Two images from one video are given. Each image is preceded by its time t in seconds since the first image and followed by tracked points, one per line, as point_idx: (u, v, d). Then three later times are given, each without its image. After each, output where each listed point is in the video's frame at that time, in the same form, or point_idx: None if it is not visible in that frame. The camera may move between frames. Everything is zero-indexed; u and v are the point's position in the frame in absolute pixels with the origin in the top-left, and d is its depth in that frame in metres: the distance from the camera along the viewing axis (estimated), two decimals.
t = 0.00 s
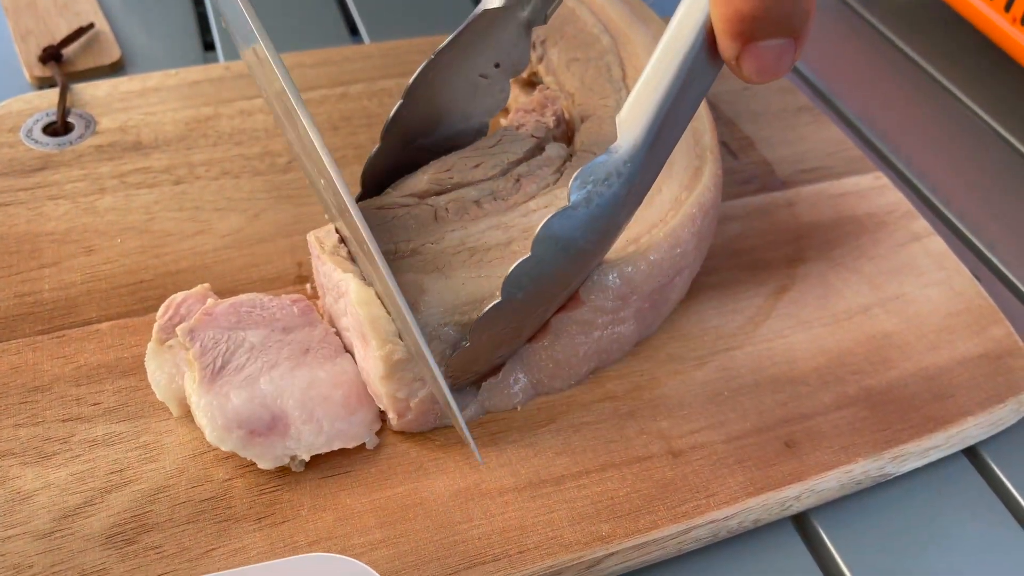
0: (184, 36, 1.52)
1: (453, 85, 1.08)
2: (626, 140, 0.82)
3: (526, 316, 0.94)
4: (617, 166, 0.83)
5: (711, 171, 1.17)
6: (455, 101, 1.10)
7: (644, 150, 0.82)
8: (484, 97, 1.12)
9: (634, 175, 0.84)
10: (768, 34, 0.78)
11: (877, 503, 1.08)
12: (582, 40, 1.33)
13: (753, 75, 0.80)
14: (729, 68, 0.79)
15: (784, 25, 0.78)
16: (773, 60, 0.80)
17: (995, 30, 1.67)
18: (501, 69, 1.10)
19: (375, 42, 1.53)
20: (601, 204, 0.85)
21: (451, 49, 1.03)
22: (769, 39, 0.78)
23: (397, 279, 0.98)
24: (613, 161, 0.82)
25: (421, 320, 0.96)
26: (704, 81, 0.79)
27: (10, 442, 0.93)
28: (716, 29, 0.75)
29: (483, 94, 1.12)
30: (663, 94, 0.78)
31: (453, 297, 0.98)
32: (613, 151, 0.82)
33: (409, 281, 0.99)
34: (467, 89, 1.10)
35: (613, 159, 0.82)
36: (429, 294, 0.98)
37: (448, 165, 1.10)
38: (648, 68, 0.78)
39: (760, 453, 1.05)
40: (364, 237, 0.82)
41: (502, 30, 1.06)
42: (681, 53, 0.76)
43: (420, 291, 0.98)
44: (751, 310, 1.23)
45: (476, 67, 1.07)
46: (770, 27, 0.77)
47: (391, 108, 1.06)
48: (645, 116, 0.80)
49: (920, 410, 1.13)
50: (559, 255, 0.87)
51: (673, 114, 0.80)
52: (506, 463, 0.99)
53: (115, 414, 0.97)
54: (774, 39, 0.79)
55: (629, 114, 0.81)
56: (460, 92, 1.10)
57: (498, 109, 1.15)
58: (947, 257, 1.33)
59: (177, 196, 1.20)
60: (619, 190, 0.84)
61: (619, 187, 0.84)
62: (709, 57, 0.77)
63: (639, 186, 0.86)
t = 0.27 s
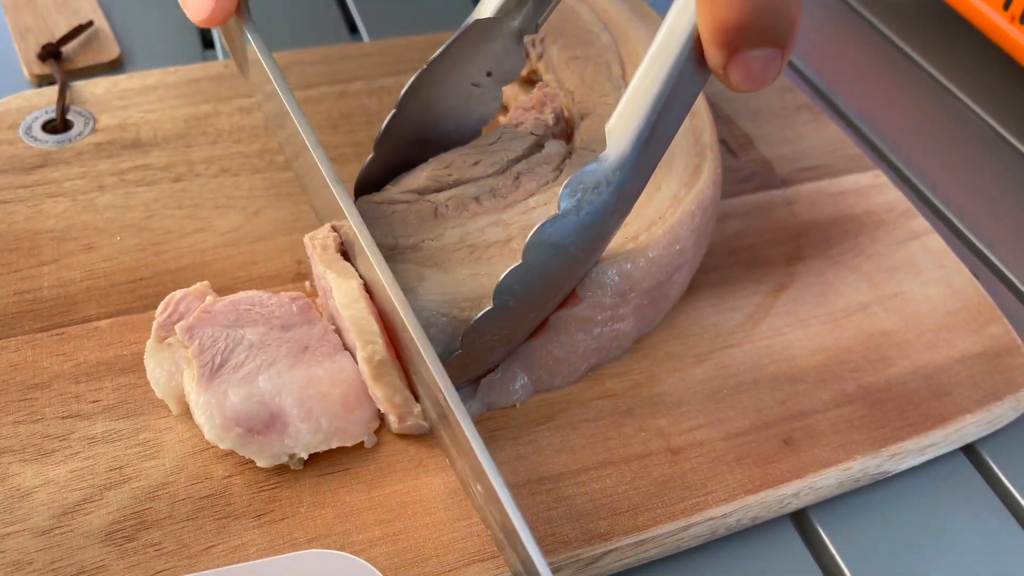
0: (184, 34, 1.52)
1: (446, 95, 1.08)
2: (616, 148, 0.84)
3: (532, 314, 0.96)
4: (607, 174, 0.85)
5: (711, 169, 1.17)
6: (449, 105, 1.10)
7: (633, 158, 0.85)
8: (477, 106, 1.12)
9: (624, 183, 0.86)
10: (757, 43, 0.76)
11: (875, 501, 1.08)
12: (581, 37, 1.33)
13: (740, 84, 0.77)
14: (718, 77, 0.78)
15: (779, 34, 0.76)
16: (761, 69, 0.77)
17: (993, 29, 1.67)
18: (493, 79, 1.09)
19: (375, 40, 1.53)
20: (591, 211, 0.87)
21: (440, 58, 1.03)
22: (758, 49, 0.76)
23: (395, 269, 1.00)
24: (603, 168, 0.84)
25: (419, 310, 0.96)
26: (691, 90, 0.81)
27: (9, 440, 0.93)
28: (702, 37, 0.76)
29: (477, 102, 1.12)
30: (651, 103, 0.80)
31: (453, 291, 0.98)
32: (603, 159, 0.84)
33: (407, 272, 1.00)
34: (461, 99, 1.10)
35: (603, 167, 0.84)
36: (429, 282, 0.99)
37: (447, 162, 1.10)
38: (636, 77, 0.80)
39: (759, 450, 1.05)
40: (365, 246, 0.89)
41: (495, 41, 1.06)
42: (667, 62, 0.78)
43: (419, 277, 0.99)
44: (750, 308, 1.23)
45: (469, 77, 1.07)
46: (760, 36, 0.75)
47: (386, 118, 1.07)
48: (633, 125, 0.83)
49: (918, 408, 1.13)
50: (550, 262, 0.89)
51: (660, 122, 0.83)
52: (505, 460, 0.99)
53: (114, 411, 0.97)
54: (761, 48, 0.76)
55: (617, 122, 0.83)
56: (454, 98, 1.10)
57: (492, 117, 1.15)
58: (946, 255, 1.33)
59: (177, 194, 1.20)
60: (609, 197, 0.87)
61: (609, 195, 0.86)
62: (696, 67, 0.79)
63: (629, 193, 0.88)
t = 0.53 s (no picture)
0: (182, 31, 1.51)
1: (443, 96, 1.09)
2: (612, 151, 0.84)
3: (533, 308, 0.96)
4: (603, 176, 0.85)
5: (710, 165, 1.17)
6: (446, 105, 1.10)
7: (629, 160, 0.85)
8: (473, 107, 1.13)
9: (619, 186, 0.87)
10: (756, 49, 0.76)
11: (873, 498, 1.08)
12: (580, 34, 1.33)
13: (737, 89, 0.79)
14: (715, 80, 0.80)
15: (778, 40, 0.76)
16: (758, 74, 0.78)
17: (993, 26, 1.67)
18: (487, 81, 1.10)
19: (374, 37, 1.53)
20: (587, 213, 0.87)
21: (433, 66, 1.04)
22: (756, 55, 0.76)
23: (395, 258, 0.99)
24: (599, 171, 0.85)
25: (416, 304, 0.96)
26: (686, 93, 0.82)
27: (8, 436, 0.93)
28: (699, 42, 0.77)
29: (472, 104, 1.12)
30: (647, 105, 0.81)
31: (450, 286, 0.98)
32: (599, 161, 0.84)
33: (404, 262, 0.99)
34: (457, 100, 1.11)
35: (599, 169, 0.85)
36: (427, 275, 0.98)
37: (446, 155, 1.11)
38: (632, 79, 0.81)
39: (757, 447, 1.05)
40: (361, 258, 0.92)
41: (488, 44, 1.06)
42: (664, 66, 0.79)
43: (417, 270, 0.99)
44: (748, 305, 1.23)
45: (464, 80, 1.08)
46: (759, 42, 0.75)
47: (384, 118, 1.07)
48: (630, 127, 0.83)
49: (917, 405, 1.13)
50: (546, 263, 0.89)
51: (655, 126, 0.84)
52: (503, 456, 0.99)
53: (113, 408, 0.97)
54: (759, 55, 0.77)
55: (613, 125, 0.84)
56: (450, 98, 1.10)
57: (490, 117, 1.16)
58: (944, 253, 1.34)
59: (175, 190, 1.20)
60: (604, 199, 0.87)
61: (605, 196, 0.87)
62: (691, 70, 0.80)
63: (624, 195, 0.89)
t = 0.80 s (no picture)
0: (181, 27, 1.51)
1: (445, 91, 1.10)
2: (620, 149, 0.83)
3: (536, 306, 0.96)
4: (611, 175, 0.84)
5: (709, 162, 1.17)
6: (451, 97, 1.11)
7: (637, 158, 0.84)
8: (474, 101, 1.14)
9: (624, 186, 0.86)
10: (767, 48, 0.76)
11: (872, 494, 1.08)
12: (579, 30, 1.33)
13: (746, 89, 0.78)
14: (725, 78, 0.79)
15: (790, 40, 0.76)
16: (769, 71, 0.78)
17: (993, 24, 1.67)
18: (490, 77, 1.11)
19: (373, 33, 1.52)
20: (594, 211, 0.86)
21: (439, 59, 1.04)
22: (768, 55, 0.76)
23: (397, 259, 0.97)
24: (607, 169, 0.84)
25: (420, 306, 0.95)
26: (694, 90, 0.82)
27: (6, 431, 0.93)
28: (710, 39, 0.76)
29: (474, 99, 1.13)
30: (656, 103, 0.80)
31: (454, 286, 0.97)
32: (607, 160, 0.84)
33: (409, 262, 0.98)
34: (458, 95, 1.12)
35: (607, 168, 0.84)
36: (431, 277, 0.97)
37: (447, 152, 1.11)
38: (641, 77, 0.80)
39: (757, 443, 1.05)
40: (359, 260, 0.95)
41: (491, 39, 1.07)
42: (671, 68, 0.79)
43: (419, 271, 0.97)
44: (748, 302, 1.22)
45: (466, 75, 1.08)
46: (771, 42, 0.75)
47: (386, 113, 1.08)
48: (638, 125, 0.82)
49: (916, 402, 1.13)
50: (552, 262, 0.89)
51: (662, 127, 0.83)
52: (502, 452, 0.99)
53: (111, 403, 0.97)
54: (770, 54, 0.76)
55: (620, 125, 0.83)
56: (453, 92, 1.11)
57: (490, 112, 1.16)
58: (944, 250, 1.33)
59: (174, 186, 1.20)
60: (611, 197, 0.86)
61: (612, 195, 0.86)
62: (699, 67, 0.80)
63: (629, 193, 0.88)
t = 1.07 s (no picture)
0: (180, 25, 1.51)
1: (449, 71, 1.08)
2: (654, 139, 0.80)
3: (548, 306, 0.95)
4: (646, 164, 0.81)
5: (711, 158, 1.17)
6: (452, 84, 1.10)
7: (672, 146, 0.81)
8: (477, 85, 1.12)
9: (659, 173, 0.83)
10: (802, 30, 0.78)
11: (874, 493, 1.08)
12: (580, 28, 1.33)
13: (785, 74, 0.81)
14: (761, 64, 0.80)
15: (825, 21, 0.79)
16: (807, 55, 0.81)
17: (995, 22, 1.66)
18: (495, 57, 1.10)
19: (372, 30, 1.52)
20: (629, 199, 0.84)
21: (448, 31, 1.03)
22: (805, 36, 0.79)
23: (409, 256, 0.96)
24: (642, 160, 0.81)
25: (434, 303, 0.95)
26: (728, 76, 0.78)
27: (4, 429, 0.93)
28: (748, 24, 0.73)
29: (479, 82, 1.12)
30: (690, 92, 0.76)
31: (467, 284, 0.96)
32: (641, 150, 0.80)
33: (421, 259, 0.97)
34: (461, 76, 1.10)
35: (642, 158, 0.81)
36: (443, 274, 0.96)
37: (453, 145, 1.10)
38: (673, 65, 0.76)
39: (758, 441, 1.05)
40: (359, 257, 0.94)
41: (496, 17, 1.06)
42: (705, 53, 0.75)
43: (432, 269, 0.96)
44: (749, 300, 1.22)
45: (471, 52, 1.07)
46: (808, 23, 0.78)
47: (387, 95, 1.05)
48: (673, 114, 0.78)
49: (918, 400, 1.12)
50: (586, 252, 0.87)
51: (696, 113, 0.79)
52: (503, 450, 0.98)
53: (109, 401, 0.96)
54: (806, 35, 0.79)
55: (653, 111, 0.79)
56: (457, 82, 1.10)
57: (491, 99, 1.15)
58: (945, 247, 1.33)
59: (173, 183, 1.19)
60: (646, 184, 0.83)
61: (646, 182, 0.83)
62: (733, 51, 0.76)
63: (663, 178, 0.85)
